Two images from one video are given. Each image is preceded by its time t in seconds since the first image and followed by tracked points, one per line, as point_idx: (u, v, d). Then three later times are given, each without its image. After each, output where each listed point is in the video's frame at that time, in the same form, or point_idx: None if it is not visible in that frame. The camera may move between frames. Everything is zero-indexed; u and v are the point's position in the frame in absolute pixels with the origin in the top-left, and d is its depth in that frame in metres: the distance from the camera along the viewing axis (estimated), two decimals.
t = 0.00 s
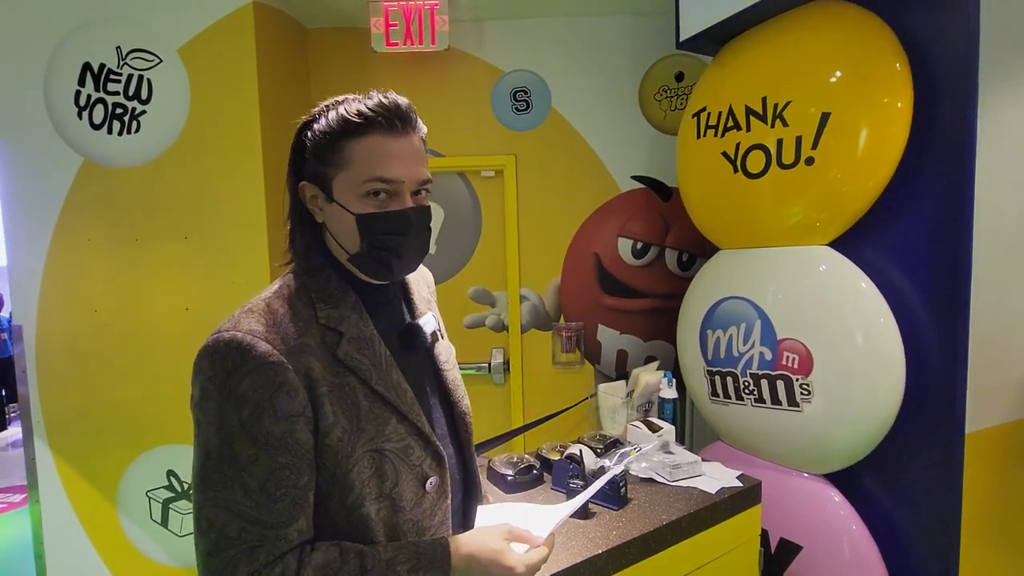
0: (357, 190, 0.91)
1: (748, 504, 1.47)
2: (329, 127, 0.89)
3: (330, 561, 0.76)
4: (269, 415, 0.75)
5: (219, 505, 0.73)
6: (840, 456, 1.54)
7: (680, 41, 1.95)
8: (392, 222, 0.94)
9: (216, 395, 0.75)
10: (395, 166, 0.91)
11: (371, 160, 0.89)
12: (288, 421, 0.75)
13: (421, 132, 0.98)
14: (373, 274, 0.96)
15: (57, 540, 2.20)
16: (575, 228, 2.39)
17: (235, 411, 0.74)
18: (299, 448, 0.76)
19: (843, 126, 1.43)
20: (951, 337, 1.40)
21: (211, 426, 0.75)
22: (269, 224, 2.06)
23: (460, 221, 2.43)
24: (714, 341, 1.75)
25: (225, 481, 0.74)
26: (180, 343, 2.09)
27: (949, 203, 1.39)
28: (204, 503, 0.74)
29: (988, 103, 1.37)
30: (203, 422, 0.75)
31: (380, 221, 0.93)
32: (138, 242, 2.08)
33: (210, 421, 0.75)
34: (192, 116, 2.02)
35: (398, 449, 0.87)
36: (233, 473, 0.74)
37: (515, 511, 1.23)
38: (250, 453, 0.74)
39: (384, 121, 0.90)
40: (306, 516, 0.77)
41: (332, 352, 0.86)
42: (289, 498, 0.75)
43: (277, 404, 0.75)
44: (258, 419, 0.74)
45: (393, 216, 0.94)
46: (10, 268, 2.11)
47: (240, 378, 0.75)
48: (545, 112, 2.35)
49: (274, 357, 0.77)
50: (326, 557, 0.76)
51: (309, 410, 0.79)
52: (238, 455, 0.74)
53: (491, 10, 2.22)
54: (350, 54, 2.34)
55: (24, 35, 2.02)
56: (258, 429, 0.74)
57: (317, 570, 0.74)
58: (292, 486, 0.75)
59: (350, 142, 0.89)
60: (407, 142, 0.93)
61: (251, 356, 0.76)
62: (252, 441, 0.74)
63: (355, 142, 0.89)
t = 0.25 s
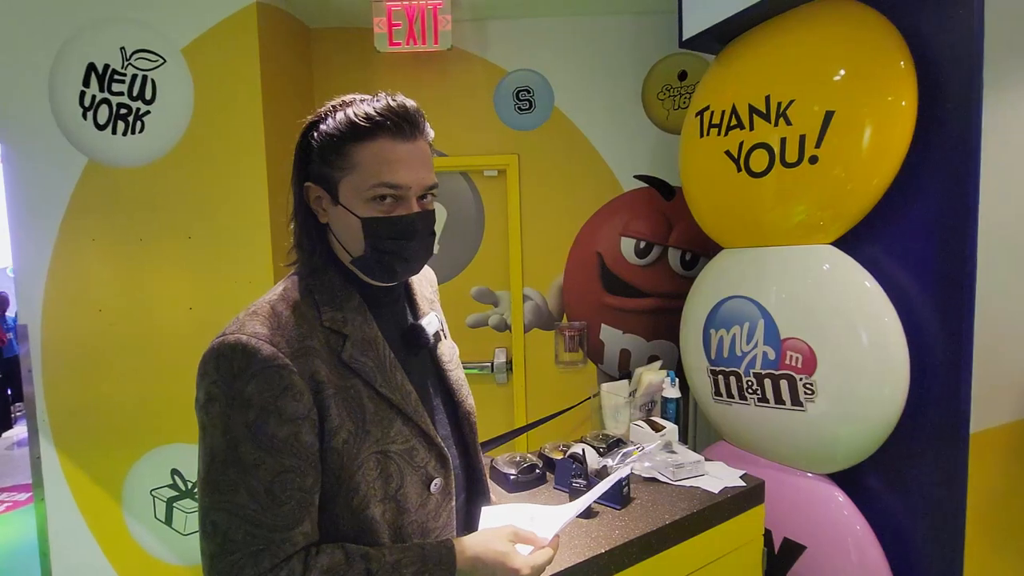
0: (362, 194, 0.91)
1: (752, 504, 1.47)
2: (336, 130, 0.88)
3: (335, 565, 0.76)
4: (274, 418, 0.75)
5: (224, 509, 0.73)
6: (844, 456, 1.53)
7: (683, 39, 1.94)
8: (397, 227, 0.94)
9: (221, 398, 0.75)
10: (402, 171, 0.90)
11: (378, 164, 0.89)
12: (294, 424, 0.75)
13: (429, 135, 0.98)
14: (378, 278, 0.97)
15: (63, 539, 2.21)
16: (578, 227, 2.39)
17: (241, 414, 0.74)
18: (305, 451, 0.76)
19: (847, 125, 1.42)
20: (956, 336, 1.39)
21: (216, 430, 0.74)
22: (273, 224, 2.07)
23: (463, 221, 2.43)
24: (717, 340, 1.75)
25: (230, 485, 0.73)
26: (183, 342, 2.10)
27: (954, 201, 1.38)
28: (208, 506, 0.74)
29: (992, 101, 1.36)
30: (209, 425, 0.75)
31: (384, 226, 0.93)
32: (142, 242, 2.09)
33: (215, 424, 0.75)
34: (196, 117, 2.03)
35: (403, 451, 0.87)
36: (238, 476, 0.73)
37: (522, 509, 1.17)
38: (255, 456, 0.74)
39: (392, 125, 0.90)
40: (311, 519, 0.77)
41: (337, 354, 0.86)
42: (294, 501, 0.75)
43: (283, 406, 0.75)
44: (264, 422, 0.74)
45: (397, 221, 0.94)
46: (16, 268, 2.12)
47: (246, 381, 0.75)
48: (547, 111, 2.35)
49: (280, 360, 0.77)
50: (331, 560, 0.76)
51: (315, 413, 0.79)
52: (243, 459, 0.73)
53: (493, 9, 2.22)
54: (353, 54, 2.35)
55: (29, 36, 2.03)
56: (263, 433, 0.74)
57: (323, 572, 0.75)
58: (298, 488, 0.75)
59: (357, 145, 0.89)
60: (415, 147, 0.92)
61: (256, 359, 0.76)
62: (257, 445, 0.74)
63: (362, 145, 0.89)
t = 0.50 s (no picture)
0: (379, 194, 0.92)
1: (760, 505, 1.46)
2: (356, 131, 0.89)
3: (346, 564, 0.77)
4: (287, 419, 0.75)
5: (238, 509, 0.74)
6: (854, 457, 1.52)
7: (691, 39, 1.94)
8: (413, 228, 0.94)
9: (235, 399, 0.75)
10: (420, 172, 0.91)
11: (397, 165, 0.89)
12: (306, 425, 0.76)
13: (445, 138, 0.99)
14: (391, 278, 0.98)
15: (77, 535, 2.25)
16: (586, 227, 2.39)
17: (255, 415, 0.75)
18: (317, 452, 0.77)
19: (857, 124, 1.41)
20: (969, 337, 1.38)
21: (230, 430, 0.75)
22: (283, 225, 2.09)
23: (471, 221, 2.44)
24: (726, 340, 1.74)
25: (243, 485, 0.74)
26: (196, 342, 2.13)
27: (967, 200, 1.37)
28: (222, 506, 0.75)
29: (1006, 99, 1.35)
30: (222, 426, 0.76)
31: (400, 226, 0.94)
32: (155, 243, 2.11)
33: (229, 424, 0.75)
34: (208, 119, 2.05)
35: (413, 451, 0.87)
36: (251, 476, 0.74)
37: (531, 513, 1.14)
38: (268, 456, 0.74)
39: (411, 127, 0.91)
40: (322, 519, 0.78)
41: (348, 355, 0.87)
42: (306, 501, 0.76)
43: (295, 408, 0.76)
44: (278, 424, 0.75)
45: (414, 222, 0.94)
46: (32, 269, 2.16)
47: (260, 382, 0.76)
48: (555, 111, 2.35)
49: (293, 361, 0.78)
50: (342, 559, 0.77)
51: (327, 414, 0.79)
52: (256, 459, 0.74)
53: (501, 9, 2.23)
54: (362, 56, 2.36)
55: (45, 41, 2.06)
56: (276, 433, 0.75)
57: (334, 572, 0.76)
58: (310, 489, 0.76)
59: (376, 145, 0.89)
60: (433, 148, 0.93)
61: (270, 360, 0.76)
62: (270, 445, 0.75)
63: (382, 145, 0.89)
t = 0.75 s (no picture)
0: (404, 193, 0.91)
1: (763, 505, 1.46)
2: (382, 129, 0.89)
3: (355, 564, 0.75)
4: (298, 419, 0.72)
5: (246, 511, 0.71)
6: (857, 457, 1.52)
7: (693, 39, 1.93)
8: (435, 227, 0.95)
9: (244, 398, 0.72)
10: (445, 173, 0.92)
11: (426, 165, 0.90)
12: (318, 424, 0.73)
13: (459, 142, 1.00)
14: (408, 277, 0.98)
15: (81, 535, 2.26)
16: (588, 228, 2.39)
17: (265, 415, 0.72)
18: (328, 452, 0.74)
19: (860, 124, 1.41)
20: (972, 338, 1.38)
21: (239, 430, 0.72)
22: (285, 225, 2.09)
23: (473, 221, 2.44)
24: (728, 340, 1.73)
25: (253, 486, 0.71)
26: (198, 342, 2.13)
27: (970, 201, 1.37)
28: (230, 508, 0.72)
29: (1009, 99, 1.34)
30: (230, 426, 0.72)
31: (423, 226, 0.94)
32: (157, 243, 2.12)
33: (237, 424, 0.72)
34: (211, 120, 2.06)
35: (419, 451, 0.85)
36: (261, 477, 0.71)
37: (531, 512, 1.13)
38: (279, 457, 0.71)
39: (437, 129, 0.91)
40: (333, 519, 0.75)
41: (355, 353, 0.84)
42: (317, 502, 0.73)
43: (307, 406, 0.73)
44: (288, 423, 0.72)
45: (436, 222, 0.95)
46: (36, 269, 2.17)
47: (270, 381, 0.73)
48: (557, 112, 2.35)
49: (304, 359, 0.75)
50: (352, 559, 0.75)
51: (336, 414, 0.77)
52: (266, 459, 0.71)
53: (503, 10, 2.23)
54: (364, 56, 2.37)
55: (49, 42, 2.07)
56: (287, 433, 0.72)
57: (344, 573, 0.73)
58: (320, 489, 0.73)
59: (405, 145, 0.89)
60: (455, 151, 0.94)
61: (281, 359, 0.73)
62: (281, 445, 0.72)
63: (411, 146, 0.89)
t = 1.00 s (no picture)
0: (429, 194, 0.91)
1: (767, 506, 1.45)
2: (414, 130, 0.87)
3: (364, 560, 0.75)
4: (307, 417, 0.72)
5: (256, 510, 0.70)
6: (862, 459, 1.51)
7: (697, 38, 1.93)
8: (452, 229, 0.95)
9: (252, 398, 0.71)
10: (466, 178, 0.94)
11: (452, 170, 0.91)
12: (326, 423, 0.73)
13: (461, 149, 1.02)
14: (418, 275, 0.97)
15: (87, 534, 2.27)
16: (591, 228, 2.39)
17: (274, 414, 0.71)
18: (336, 451, 0.73)
19: (864, 123, 1.40)
20: (979, 338, 1.37)
21: (247, 430, 0.71)
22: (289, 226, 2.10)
23: (476, 221, 2.44)
24: (732, 341, 1.73)
25: (262, 485, 0.70)
26: (203, 342, 2.14)
27: (977, 200, 1.36)
28: (238, 507, 0.71)
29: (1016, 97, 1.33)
30: (238, 426, 0.71)
31: (441, 227, 0.94)
32: (162, 243, 2.13)
33: (245, 424, 0.71)
34: (216, 120, 2.07)
35: (423, 448, 0.85)
36: (271, 476, 0.70)
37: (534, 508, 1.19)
38: (288, 456, 0.71)
39: (461, 135, 0.93)
40: (341, 517, 0.75)
41: (360, 352, 0.83)
42: (326, 500, 0.72)
43: (315, 405, 0.72)
44: (297, 422, 0.71)
45: (452, 224, 0.95)
46: (43, 269, 2.19)
47: (279, 380, 0.72)
48: (560, 111, 2.35)
49: (312, 358, 0.74)
50: (360, 556, 0.75)
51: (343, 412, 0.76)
52: (275, 458, 0.70)
53: (506, 10, 2.23)
54: (368, 57, 2.37)
55: (55, 44, 2.09)
56: (296, 432, 0.71)
57: (354, 570, 0.73)
58: (329, 488, 0.73)
59: (435, 147, 0.89)
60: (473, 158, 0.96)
61: (290, 357, 0.72)
62: (290, 444, 0.71)
63: (441, 149, 0.90)
